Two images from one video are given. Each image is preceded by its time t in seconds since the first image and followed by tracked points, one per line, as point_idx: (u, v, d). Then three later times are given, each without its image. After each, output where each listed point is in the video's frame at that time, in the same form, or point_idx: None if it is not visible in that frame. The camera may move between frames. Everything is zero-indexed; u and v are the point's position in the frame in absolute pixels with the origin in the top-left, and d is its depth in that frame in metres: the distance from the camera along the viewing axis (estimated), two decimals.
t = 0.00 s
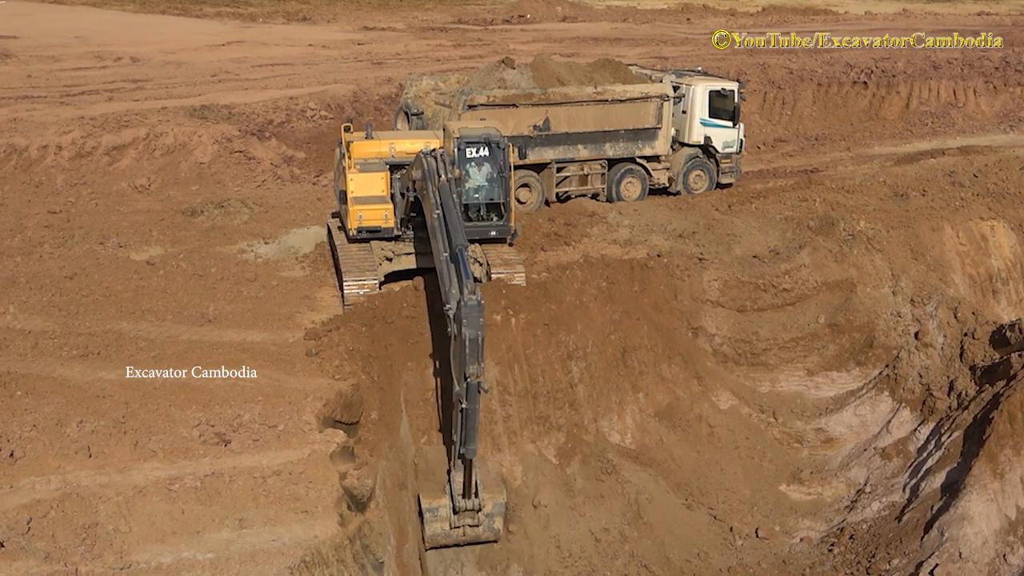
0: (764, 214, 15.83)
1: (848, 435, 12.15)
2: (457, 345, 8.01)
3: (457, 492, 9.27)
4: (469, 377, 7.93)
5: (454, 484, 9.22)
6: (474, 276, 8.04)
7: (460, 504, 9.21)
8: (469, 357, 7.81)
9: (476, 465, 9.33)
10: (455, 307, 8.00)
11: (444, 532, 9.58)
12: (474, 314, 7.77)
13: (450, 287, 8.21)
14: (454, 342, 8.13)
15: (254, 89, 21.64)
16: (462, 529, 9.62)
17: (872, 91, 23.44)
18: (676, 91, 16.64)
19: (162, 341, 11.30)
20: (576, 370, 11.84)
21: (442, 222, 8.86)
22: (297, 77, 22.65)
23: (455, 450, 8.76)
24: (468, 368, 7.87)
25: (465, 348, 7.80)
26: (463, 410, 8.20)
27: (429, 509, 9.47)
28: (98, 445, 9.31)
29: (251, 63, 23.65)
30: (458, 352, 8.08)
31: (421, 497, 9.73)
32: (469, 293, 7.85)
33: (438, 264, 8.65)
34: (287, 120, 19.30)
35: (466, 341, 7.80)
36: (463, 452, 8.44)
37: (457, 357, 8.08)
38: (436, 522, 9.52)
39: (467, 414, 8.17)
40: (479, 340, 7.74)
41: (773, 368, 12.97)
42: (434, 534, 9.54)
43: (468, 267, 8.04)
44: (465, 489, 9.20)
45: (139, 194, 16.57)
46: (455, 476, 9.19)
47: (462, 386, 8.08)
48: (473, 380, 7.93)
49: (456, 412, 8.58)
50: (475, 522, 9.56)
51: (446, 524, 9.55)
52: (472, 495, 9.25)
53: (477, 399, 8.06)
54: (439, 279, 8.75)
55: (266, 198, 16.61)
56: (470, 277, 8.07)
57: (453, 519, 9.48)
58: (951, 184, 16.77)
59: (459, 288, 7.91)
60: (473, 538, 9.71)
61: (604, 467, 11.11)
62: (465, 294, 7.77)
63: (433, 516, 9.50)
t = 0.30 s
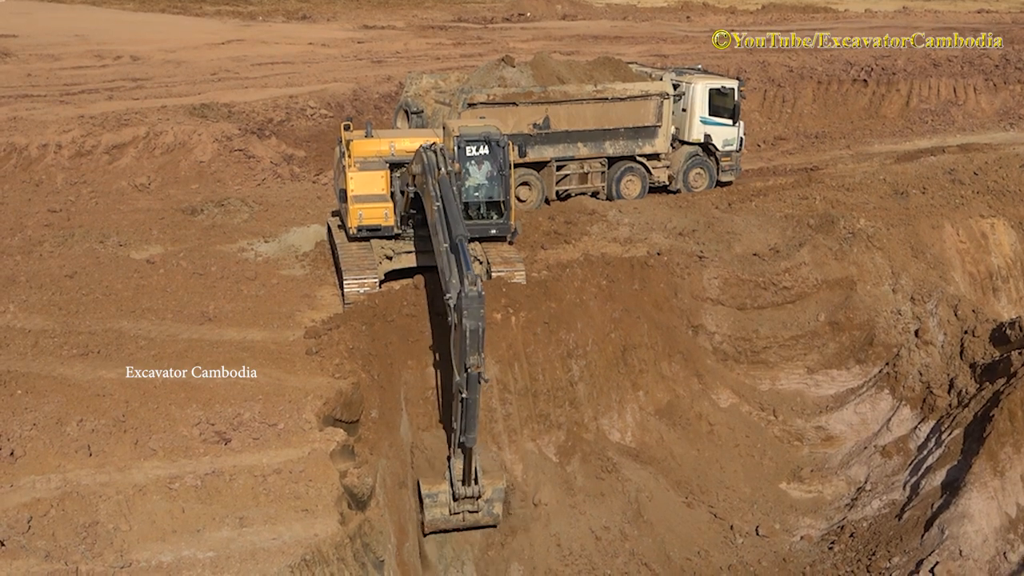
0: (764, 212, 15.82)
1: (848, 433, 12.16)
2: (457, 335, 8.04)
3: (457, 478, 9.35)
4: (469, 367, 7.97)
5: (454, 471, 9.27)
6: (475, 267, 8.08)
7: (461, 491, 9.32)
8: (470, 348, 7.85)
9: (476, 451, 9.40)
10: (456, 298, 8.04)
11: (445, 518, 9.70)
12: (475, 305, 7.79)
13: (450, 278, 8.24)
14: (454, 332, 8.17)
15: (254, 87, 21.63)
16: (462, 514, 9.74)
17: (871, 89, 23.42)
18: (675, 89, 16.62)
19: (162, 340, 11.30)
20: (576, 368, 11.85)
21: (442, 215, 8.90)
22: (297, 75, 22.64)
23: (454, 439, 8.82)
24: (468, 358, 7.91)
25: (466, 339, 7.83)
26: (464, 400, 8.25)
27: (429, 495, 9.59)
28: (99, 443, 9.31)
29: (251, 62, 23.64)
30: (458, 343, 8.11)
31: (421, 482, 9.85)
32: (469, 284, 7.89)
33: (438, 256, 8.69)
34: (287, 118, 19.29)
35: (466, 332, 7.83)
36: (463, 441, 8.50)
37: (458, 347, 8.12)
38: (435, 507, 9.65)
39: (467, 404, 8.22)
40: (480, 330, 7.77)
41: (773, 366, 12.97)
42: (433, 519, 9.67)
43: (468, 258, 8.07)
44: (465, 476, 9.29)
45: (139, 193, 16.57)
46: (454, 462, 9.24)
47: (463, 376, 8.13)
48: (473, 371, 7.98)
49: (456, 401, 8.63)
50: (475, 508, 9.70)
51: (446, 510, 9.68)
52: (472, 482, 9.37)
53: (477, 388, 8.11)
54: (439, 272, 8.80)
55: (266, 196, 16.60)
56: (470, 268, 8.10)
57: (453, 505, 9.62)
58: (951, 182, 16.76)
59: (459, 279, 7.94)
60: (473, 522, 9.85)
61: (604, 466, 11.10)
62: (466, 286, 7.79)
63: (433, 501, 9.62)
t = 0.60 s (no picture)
0: (764, 213, 15.82)
1: (848, 433, 12.16)
2: (457, 326, 8.03)
3: (456, 466, 9.35)
4: (469, 359, 7.97)
5: (453, 458, 9.28)
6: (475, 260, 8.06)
7: (460, 480, 9.31)
8: (469, 340, 7.85)
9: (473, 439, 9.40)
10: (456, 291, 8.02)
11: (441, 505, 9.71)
12: (475, 297, 7.77)
13: (450, 270, 8.23)
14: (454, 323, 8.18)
15: (253, 88, 21.62)
16: (460, 502, 9.69)
17: (871, 89, 23.43)
18: (675, 90, 16.63)
19: (162, 340, 11.30)
20: (576, 369, 11.85)
21: (442, 209, 8.90)
22: (296, 75, 22.63)
23: (454, 429, 8.87)
24: (468, 350, 7.92)
25: (466, 330, 7.83)
26: (463, 390, 8.27)
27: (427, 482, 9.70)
28: (98, 444, 9.31)
29: (250, 62, 23.63)
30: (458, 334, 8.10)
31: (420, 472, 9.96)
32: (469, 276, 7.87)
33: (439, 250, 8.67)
34: (286, 119, 19.27)
35: (466, 324, 7.83)
36: (463, 431, 8.52)
37: (457, 339, 8.12)
38: (434, 495, 9.70)
39: (467, 394, 8.24)
40: (480, 323, 7.75)
41: (772, 367, 12.97)
42: (431, 506, 9.68)
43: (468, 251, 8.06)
44: (463, 463, 9.29)
45: (138, 193, 16.56)
46: (451, 451, 9.25)
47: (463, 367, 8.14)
48: (473, 362, 7.98)
49: (456, 391, 8.66)
50: (474, 496, 9.63)
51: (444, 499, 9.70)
52: (471, 470, 9.37)
53: (476, 379, 8.12)
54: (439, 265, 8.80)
55: (265, 197, 16.60)
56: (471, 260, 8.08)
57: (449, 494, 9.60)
58: (951, 182, 16.76)
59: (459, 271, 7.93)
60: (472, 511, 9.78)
61: (603, 466, 11.11)
62: (466, 277, 7.77)
63: (432, 488, 9.70)
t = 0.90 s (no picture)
0: (763, 220, 15.84)
1: (847, 441, 12.16)
2: (456, 323, 8.04)
3: (454, 460, 9.36)
4: (467, 356, 7.98)
5: (451, 453, 9.26)
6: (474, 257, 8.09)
7: (457, 474, 9.32)
8: (468, 337, 7.87)
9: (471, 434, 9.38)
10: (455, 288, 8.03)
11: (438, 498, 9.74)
12: (474, 294, 7.79)
13: (450, 267, 8.26)
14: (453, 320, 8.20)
15: (253, 94, 21.66)
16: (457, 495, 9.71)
17: (870, 97, 23.50)
18: (674, 97, 16.66)
19: (161, 346, 11.29)
20: (575, 376, 11.86)
21: (442, 208, 8.93)
22: (296, 81, 22.68)
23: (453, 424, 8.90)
24: (467, 347, 7.93)
25: (465, 327, 7.84)
26: (462, 386, 8.29)
27: (424, 476, 9.64)
28: (96, 449, 9.30)
29: (250, 68, 23.68)
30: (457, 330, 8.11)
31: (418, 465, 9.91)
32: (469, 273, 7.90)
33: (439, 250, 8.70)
34: (286, 125, 19.29)
35: (465, 321, 7.84)
36: (461, 426, 8.56)
37: (456, 335, 8.13)
38: (432, 488, 9.70)
39: (466, 390, 8.26)
40: (479, 320, 7.77)
41: (771, 374, 12.97)
42: (428, 498, 9.73)
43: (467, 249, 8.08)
44: (462, 458, 9.28)
45: (138, 199, 16.59)
46: (449, 446, 9.24)
47: (461, 363, 8.16)
48: (472, 358, 7.99)
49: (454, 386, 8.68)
50: (471, 490, 9.60)
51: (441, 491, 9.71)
52: (470, 465, 9.37)
53: (475, 375, 8.14)
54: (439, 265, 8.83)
55: (264, 203, 16.62)
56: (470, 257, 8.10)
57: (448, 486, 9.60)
58: (949, 190, 16.79)
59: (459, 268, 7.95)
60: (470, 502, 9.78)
61: (602, 473, 11.10)
62: (466, 274, 7.79)
63: (429, 482, 9.67)
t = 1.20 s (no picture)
0: (761, 229, 15.86)
1: (845, 449, 12.17)
2: (455, 321, 8.04)
3: (451, 455, 9.38)
4: (465, 354, 7.96)
5: (448, 448, 9.32)
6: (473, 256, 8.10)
7: (454, 470, 9.37)
8: (467, 335, 7.85)
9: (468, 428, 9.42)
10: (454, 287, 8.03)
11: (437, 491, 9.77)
12: (473, 293, 7.79)
13: (449, 266, 8.27)
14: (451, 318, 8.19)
15: (253, 102, 21.70)
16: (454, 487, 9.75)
17: (868, 106, 23.57)
18: (673, 105, 16.73)
19: (159, 354, 11.28)
20: (573, 384, 11.86)
21: (441, 208, 8.97)
22: (295, 89, 22.72)
23: (450, 420, 8.92)
24: (465, 345, 7.92)
25: (464, 325, 7.83)
26: (460, 383, 8.29)
27: (422, 470, 9.58)
28: (94, 457, 9.29)
29: (249, 76, 23.72)
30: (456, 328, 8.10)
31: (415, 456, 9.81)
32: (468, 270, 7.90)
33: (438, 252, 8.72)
34: (285, 132, 19.31)
35: (463, 319, 7.83)
36: (459, 422, 8.55)
37: (455, 333, 8.13)
38: (429, 481, 9.63)
39: (464, 387, 8.26)
40: (477, 318, 7.76)
41: (769, 383, 12.97)
42: (426, 491, 9.69)
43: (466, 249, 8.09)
44: (458, 452, 9.32)
45: (136, 207, 16.61)
46: (446, 440, 9.31)
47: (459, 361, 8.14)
48: (470, 356, 7.97)
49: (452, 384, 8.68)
50: (468, 483, 9.67)
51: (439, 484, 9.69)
52: (466, 461, 9.42)
53: (473, 373, 8.13)
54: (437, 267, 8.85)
55: (263, 211, 16.63)
56: (469, 256, 8.12)
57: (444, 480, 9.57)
58: (947, 199, 16.83)
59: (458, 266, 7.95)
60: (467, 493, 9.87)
61: (600, 481, 11.10)
62: (466, 273, 7.80)
63: (426, 476, 9.60)
